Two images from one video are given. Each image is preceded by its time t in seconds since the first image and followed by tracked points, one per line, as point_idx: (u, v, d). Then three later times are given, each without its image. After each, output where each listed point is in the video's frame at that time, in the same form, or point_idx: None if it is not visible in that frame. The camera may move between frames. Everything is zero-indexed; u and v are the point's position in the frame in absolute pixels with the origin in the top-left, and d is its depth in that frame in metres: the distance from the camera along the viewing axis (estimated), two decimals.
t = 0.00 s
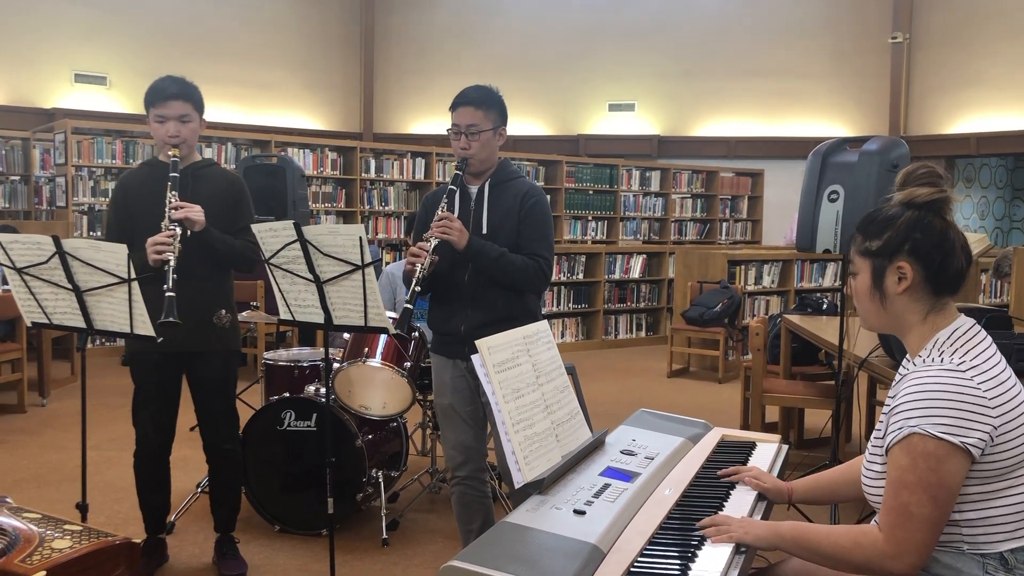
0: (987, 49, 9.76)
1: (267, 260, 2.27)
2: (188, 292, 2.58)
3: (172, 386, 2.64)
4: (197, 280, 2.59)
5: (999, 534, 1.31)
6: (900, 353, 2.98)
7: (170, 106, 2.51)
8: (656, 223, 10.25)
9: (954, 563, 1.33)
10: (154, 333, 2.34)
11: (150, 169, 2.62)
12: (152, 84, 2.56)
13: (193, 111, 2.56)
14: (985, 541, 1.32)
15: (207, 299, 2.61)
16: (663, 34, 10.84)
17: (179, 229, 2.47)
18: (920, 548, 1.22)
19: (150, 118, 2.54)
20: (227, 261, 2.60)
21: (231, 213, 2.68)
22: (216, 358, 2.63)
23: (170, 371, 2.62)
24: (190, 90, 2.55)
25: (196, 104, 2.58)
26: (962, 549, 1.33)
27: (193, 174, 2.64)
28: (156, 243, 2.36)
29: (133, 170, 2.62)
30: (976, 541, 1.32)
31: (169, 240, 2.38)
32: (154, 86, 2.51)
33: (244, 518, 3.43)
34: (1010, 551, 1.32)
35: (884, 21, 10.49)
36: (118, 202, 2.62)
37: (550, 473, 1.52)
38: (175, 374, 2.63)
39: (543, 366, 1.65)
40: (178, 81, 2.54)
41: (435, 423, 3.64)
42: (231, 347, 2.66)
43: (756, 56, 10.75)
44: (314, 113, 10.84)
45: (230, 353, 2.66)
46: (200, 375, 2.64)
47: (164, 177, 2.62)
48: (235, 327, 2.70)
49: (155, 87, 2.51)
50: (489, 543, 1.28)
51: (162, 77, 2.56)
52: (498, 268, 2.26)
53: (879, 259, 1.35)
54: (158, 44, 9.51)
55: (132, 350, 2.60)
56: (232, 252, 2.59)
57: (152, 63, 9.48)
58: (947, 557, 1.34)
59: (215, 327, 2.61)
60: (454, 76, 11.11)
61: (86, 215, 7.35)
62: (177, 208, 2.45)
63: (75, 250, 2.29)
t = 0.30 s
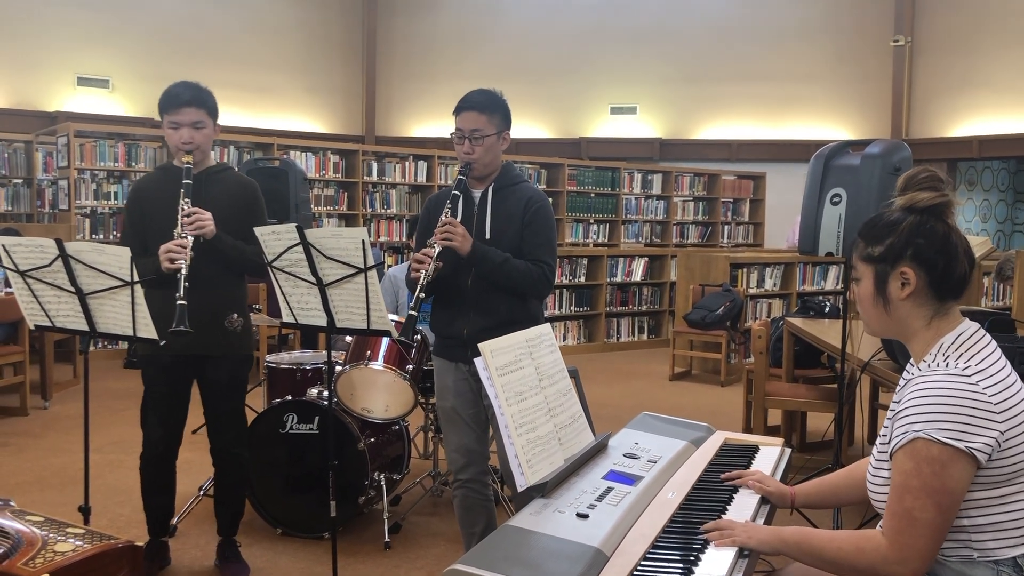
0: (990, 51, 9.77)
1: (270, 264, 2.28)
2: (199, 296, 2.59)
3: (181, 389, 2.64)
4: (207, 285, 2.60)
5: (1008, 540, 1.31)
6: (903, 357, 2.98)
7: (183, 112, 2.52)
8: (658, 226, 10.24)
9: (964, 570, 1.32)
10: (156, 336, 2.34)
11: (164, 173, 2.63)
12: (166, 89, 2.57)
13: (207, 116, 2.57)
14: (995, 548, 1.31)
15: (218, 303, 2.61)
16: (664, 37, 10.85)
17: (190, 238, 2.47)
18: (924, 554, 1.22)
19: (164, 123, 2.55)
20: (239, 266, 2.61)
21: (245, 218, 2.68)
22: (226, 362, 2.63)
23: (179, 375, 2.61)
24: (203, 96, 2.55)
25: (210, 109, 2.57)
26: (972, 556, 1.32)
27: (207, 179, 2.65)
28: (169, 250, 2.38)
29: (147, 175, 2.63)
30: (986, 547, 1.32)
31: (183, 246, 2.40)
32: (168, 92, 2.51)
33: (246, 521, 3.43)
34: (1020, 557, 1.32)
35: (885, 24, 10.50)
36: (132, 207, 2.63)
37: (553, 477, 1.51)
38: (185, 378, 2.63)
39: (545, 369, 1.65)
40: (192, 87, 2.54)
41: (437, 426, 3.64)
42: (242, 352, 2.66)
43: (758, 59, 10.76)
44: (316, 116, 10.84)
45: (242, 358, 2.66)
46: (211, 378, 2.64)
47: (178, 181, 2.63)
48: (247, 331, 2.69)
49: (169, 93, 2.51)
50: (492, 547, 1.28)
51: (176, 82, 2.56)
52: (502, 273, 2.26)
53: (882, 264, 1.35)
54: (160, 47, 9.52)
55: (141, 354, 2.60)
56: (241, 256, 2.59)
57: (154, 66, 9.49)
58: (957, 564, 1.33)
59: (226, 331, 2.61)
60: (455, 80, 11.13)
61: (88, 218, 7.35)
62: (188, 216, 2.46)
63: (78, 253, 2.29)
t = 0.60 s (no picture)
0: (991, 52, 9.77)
1: (271, 265, 2.28)
2: (205, 297, 2.59)
3: (186, 391, 2.64)
4: (213, 285, 2.61)
5: (1009, 540, 1.31)
6: (905, 357, 2.98)
7: (192, 113, 2.52)
8: (659, 228, 10.23)
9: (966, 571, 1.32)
10: (158, 338, 2.34)
11: (173, 174, 2.64)
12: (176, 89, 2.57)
13: (216, 117, 2.57)
14: (997, 549, 1.31)
15: (224, 305, 2.61)
16: (664, 39, 10.86)
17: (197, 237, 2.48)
18: (926, 554, 1.21)
19: (174, 124, 2.55)
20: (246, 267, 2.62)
21: (253, 219, 2.68)
22: (230, 364, 2.63)
23: (182, 376, 2.62)
24: (213, 96, 2.55)
25: (219, 110, 2.57)
26: (974, 558, 1.32)
27: (216, 180, 2.65)
28: (174, 250, 2.39)
29: (156, 175, 2.63)
30: (988, 549, 1.31)
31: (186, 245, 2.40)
32: (178, 92, 2.51)
33: (248, 523, 3.43)
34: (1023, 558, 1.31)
35: (886, 25, 10.50)
36: (141, 207, 2.63)
37: (555, 478, 1.51)
38: (189, 380, 2.64)
39: (548, 370, 1.65)
40: (202, 87, 2.54)
41: (438, 427, 3.64)
42: (247, 353, 2.66)
43: (759, 60, 10.76)
44: (316, 118, 10.85)
45: (246, 360, 2.66)
46: (213, 380, 2.64)
47: (187, 181, 2.63)
48: (253, 334, 2.70)
49: (179, 93, 2.52)
50: (495, 547, 1.28)
51: (186, 83, 2.56)
52: (505, 276, 2.26)
53: (885, 265, 1.35)
54: (160, 48, 9.52)
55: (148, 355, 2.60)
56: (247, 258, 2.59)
57: (155, 68, 9.50)
58: (959, 565, 1.32)
59: (231, 333, 2.61)
60: (455, 81, 11.13)
61: (89, 220, 7.36)
62: (195, 215, 2.47)
63: (80, 255, 2.29)
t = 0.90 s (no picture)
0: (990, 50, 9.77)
1: (272, 264, 2.28)
2: (207, 297, 2.59)
3: (187, 391, 2.64)
4: (215, 286, 2.61)
5: (1012, 537, 1.31)
6: (906, 355, 2.98)
7: (195, 114, 2.52)
8: (659, 227, 10.23)
9: (968, 568, 1.32)
10: (158, 337, 2.34)
11: (176, 175, 2.64)
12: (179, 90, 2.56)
13: (218, 118, 2.57)
14: (999, 546, 1.31)
15: (225, 305, 2.61)
16: (665, 38, 10.86)
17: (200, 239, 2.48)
18: (927, 552, 1.21)
19: (177, 124, 2.55)
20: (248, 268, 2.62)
21: (256, 219, 2.67)
22: (231, 364, 2.63)
23: (183, 376, 2.62)
24: (216, 97, 2.54)
25: (221, 111, 2.57)
26: (976, 555, 1.32)
27: (219, 181, 2.65)
28: (178, 253, 2.39)
29: (160, 176, 2.63)
30: (990, 546, 1.31)
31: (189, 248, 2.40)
32: (180, 93, 2.50)
33: (249, 523, 3.43)
34: None
35: (886, 24, 10.51)
36: (145, 207, 2.63)
37: (555, 477, 1.51)
38: (190, 379, 2.64)
39: (548, 369, 1.65)
40: (204, 88, 2.54)
41: (439, 427, 3.64)
42: (249, 353, 2.65)
43: (759, 59, 10.76)
44: (317, 118, 10.85)
45: (250, 361, 2.65)
46: (215, 380, 2.64)
47: (191, 182, 2.63)
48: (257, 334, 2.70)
49: (181, 94, 2.51)
50: (496, 546, 1.28)
51: (188, 83, 2.56)
52: (506, 276, 2.26)
53: (887, 263, 1.35)
54: (160, 49, 9.51)
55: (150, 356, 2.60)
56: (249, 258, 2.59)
57: (156, 68, 9.50)
58: (961, 562, 1.33)
59: (234, 334, 2.61)
60: (456, 81, 11.13)
61: (90, 220, 7.36)
62: (199, 217, 2.47)
63: (80, 255, 2.29)
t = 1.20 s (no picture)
0: (991, 47, 9.77)
1: (273, 261, 2.28)
2: (209, 295, 2.59)
3: (188, 389, 2.64)
4: (217, 284, 2.61)
5: (1014, 534, 1.31)
6: (907, 352, 2.98)
7: (196, 113, 2.52)
8: (660, 224, 10.22)
9: (970, 564, 1.33)
10: (160, 334, 2.34)
11: (178, 173, 2.64)
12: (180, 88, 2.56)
13: (220, 117, 2.56)
14: (1001, 542, 1.31)
15: (227, 303, 2.61)
16: (666, 36, 10.85)
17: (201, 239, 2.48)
18: (930, 548, 1.21)
19: (178, 123, 2.55)
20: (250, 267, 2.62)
21: (257, 218, 2.67)
22: (232, 362, 2.63)
23: (184, 374, 2.62)
24: (217, 96, 2.54)
25: (223, 109, 2.57)
26: (978, 552, 1.32)
27: (221, 179, 2.65)
28: (179, 254, 2.39)
29: (162, 174, 2.63)
30: (992, 542, 1.32)
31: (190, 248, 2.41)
32: (182, 92, 2.50)
33: (250, 520, 3.43)
34: None
35: (887, 21, 10.51)
36: (147, 205, 2.63)
37: (557, 474, 1.51)
38: (191, 377, 2.64)
39: (549, 366, 1.65)
40: (205, 86, 2.53)
41: (440, 424, 3.64)
42: (251, 351, 2.65)
43: (760, 57, 10.75)
44: (318, 115, 10.85)
45: (253, 358, 2.66)
46: (217, 378, 2.65)
47: (192, 180, 2.63)
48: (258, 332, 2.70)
49: (182, 93, 2.50)
50: (498, 542, 1.28)
51: (190, 82, 2.55)
52: (508, 274, 2.26)
53: (890, 259, 1.35)
54: (161, 47, 9.51)
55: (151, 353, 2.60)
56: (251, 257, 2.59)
57: (156, 66, 9.50)
58: (963, 558, 1.33)
59: (236, 331, 2.61)
60: (457, 79, 11.12)
61: (90, 218, 7.36)
62: (201, 217, 2.47)
63: (82, 251, 2.29)
